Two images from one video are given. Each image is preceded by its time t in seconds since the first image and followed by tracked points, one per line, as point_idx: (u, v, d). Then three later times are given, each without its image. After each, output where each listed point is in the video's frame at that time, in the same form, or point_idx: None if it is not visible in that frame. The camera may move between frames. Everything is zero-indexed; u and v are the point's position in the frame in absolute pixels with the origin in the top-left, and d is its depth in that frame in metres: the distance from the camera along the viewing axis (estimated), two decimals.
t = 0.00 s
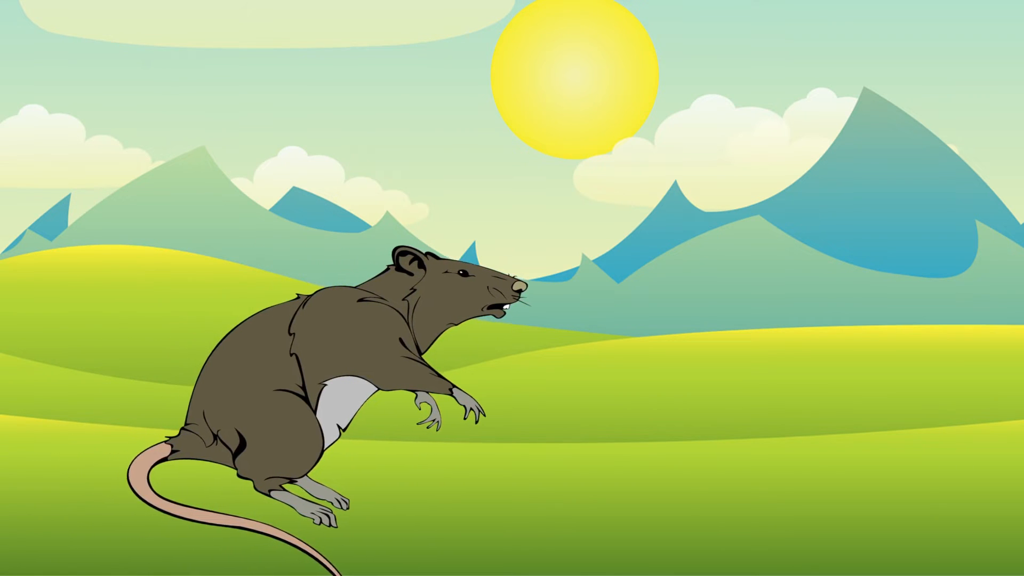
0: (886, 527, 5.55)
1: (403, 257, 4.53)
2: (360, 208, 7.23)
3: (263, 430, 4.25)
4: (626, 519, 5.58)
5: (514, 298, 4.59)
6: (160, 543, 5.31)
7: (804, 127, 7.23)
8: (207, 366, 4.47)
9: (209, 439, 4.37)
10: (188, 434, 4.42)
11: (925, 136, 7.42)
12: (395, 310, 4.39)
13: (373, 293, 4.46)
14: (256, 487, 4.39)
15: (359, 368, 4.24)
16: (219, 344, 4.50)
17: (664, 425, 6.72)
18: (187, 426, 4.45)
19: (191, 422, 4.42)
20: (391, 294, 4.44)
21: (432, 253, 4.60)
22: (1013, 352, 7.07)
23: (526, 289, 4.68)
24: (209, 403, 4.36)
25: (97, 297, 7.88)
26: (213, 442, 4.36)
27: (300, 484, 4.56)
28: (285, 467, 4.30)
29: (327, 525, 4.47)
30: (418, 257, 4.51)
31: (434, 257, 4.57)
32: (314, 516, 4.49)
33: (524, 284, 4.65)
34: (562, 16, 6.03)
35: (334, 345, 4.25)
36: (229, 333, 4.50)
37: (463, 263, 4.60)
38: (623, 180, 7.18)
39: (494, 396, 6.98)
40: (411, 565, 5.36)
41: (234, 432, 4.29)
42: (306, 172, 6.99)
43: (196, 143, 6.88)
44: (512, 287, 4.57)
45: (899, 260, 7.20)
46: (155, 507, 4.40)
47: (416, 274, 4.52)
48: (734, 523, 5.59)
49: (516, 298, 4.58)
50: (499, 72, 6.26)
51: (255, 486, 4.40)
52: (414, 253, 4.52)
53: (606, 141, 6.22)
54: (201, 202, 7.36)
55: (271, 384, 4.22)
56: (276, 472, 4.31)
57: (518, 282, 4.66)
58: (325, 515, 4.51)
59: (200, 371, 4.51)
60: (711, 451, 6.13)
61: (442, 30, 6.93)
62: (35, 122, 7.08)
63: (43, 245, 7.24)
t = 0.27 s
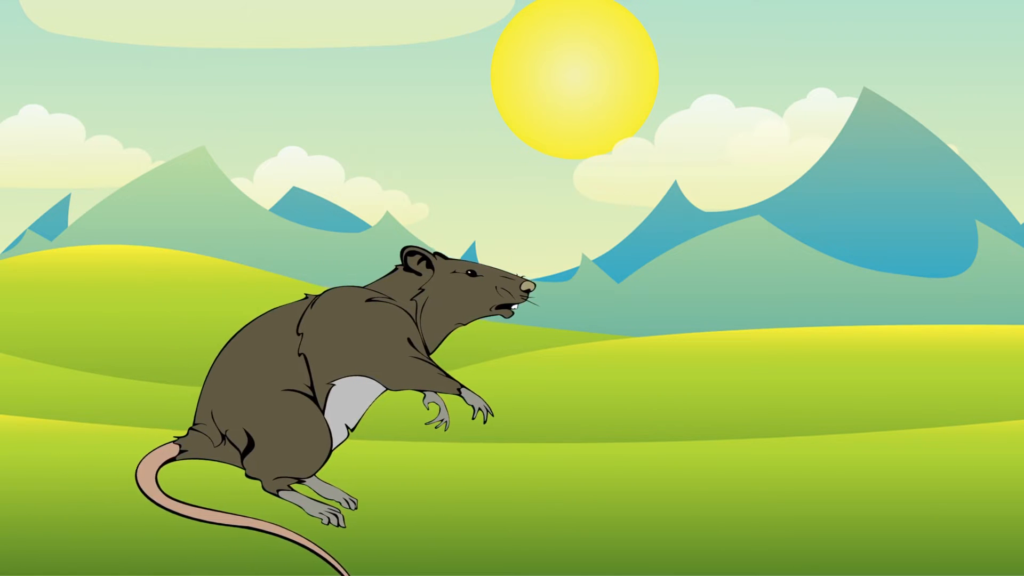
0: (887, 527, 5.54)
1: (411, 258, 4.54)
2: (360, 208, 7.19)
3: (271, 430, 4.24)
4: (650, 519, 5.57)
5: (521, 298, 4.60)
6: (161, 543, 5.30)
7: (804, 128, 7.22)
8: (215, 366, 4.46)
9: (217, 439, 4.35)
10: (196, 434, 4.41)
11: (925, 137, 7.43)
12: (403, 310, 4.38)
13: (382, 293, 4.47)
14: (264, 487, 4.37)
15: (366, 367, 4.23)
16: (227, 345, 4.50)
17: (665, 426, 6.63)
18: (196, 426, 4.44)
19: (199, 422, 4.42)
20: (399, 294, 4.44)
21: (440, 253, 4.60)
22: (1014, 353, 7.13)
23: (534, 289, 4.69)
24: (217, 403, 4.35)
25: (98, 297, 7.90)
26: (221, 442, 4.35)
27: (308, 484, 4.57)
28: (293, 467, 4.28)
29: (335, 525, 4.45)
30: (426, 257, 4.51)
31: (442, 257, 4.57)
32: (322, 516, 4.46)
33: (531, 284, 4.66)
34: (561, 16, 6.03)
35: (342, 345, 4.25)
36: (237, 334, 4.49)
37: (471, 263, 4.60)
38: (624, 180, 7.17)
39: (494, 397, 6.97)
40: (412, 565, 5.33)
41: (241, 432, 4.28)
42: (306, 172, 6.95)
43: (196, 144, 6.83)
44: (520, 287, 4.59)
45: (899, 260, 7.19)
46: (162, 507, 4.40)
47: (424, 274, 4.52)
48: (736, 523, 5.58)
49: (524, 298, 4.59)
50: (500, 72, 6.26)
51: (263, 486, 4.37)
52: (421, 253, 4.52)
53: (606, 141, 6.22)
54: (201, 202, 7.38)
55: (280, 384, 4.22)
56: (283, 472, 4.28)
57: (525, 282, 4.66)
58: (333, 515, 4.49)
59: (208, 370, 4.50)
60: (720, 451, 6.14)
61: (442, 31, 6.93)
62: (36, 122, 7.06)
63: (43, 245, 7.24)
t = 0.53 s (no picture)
0: (888, 527, 5.54)
1: (419, 258, 4.54)
2: (360, 208, 7.18)
3: (280, 430, 4.22)
4: (636, 519, 5.57)
5: (530, 298, 4.60)
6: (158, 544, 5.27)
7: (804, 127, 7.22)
8: (223, 366, 4.45)
9: (225, 440, 4.35)
10: (205, 434, 4.41)
11: (926, 137, 7.42)
12: (412, 310, 4.39)
13: (391, 293, 4.48)
14: (273, 487, 4.36)
15: (374, 367, 4.26)
16: (235, 345, 4.47)
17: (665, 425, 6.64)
18: (204, 426, 4.43)
19: (208, 423, 4.41)
20: (408, 294, 4.44)
21: (449, 253, 4.60)
22: (1013, 353, 7.11)
23: (542, 289, 4.71)
24: (226, 403, 4.34)
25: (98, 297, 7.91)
26: (230, 442, 4.34)
27: (317, 484, 4.58)
28: (301, 467, 4.26)
29: (344, 525, 4.45)
30: (435, 257, 4.52)
31: (450, 257, 4.57)
32: (331, 516, 4.47)
33: (540, 284, 4.65)
34: (561, 16, 6.03)
35: (351, 345, 4.26)
36: (245, 333, 4.47)
37: (480, 263, 4.60)
38: (623, 180, 7.17)
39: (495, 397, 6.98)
40: (414, 565, 5.31)
41: (250, 432, 4.27)
42: (307, 172, 6.95)
43: (196, 143, 6.82)
44: (528, 287, 4.58)
45: (899, 260, 7.20)
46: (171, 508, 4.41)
47: (432, 274, 4.52)
48: (737, 523, 5.58)
49: (532, 298, 4.58)
50: (499, 72, 6.26)
51: (272, 486, 4.36)
52: (430, 253, 4.52)
53: (606, 141, 6.22)
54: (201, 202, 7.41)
55: (289, 384, 4.21)
56: (292, 472, 4.27)
57: (534, 282, 4.66)
58: (342, 515, 4.49)
59: (216, 370, 4.48)
60: (714, 451, 6.14)
61: (442, 31, 6.93)
62: (36, 122, 7.05)
63: (43, 245, 7.24)
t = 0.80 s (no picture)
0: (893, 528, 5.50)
1: (427, 258, 4.53)
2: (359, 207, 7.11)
3: (288, 430, 4.22)
4: (639, 519, 5.32)
5: (539, 297, 4.53)
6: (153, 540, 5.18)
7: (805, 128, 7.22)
8: (231, 365, 4.45)
9: (233, 440, 4.34)
10: (212, 434, 4.40)
11: (927, 138, 7.46)
12: (420, 310, 4.38)
13: (399, 293, 4.46)
14: (281, 487, 4.36)
15: (382, 367, 4.23)
16: (243, 344, 4.46)
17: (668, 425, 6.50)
18: (212, 426, 4.43)
19: (216, 422, 4.40)
20: (416, 293, 4.43)
21: (457, 253, 4.59)
22: (1013, 353, 7.16)
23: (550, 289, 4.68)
24: (234, 403, 4.34)
25: (100, 297, 7.93)
26: (238, 442, 4.34)
27: (324, 484, 4.51)
28: (310, 467, 4.27)
29: (352, 526, 4.38)
30: (443, 257, 4.51)
31: (458, 257, 4.56)
32: (339, 516, 4.39)
33: (549, 284, 4.62)
34: (561, 17, 6.04)
35: (358, 346, 4.23)
36: (253, 333, 4.47)
37: (488, 263, 4.59)
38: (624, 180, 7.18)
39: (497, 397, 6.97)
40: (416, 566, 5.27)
41: (258, 432, 4.26)
42: (306, 172, 6.90)
43: (196, 143, 6.72)
44: (537, 288, 4.56)
45: (899, 260, 7.24)
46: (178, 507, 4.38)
47: (440, 274, 4.51)
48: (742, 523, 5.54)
49: (541, 298, 4.53)
50: (499, 72, 6.25)
51: (280, 486, 4.36)
52: (438, 253, 4.51)
53: (606, 141, 6.22)
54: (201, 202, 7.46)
55: (296, 384, 4.21)
56: (300, 472, 4.27)
57: (542, 282, 4.63)
58: (350, 515, 4.41)
59: (224, 370, 4.49)
60: (720, 451, 6.00)
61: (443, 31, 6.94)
62: (37, 122, 7.05)
63: (43, 244, 7.25)
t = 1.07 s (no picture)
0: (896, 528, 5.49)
1: (436, 258, 4.53)
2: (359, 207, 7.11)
3: (296, 430, 4.22)
4: (638, 519, 5.32)
5: (546, 298, 4.56)
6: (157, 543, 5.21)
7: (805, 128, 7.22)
8: (240, 365, 4.44)
9: (242, 440, 4.34)
10: (220, 434, 4.40)
11: (926, 138, 7.46)
12: (428, 310, 4.39)
13: (407, 293, 4.47)
14: (289, 487, 4.36)
15: (390, 367, 4.24)
16: (251, 344, 4.46)
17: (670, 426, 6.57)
18: (221, 426, 4.42)
19: (224, 422, 4.40)
20: (424, 294, 4.43)
21: (465, 253, 4.59)
22: (1013, 353, 7.15)
23: (558, 289, 4.67)
24: (242, 403, 4.33)
25: (100, 297, 7.93)
26: (246, 442, 4.34)
27: (333, 484, 4.54)
28: (318, 467, 4.26)
29: (360, 526, 4.41)
30: (451, 257, 4.50)
31: (467, 257, 4.56)
32: (348, 516, 4.43)
33: (557, 284, 4.62)
34: (561, 17, 6.04)
35: (366, 345, 4.24)
36: (261, 334, 4.46)
37: (497, 262, 4.59)
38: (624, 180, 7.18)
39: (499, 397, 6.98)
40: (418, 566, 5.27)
41: (267, 432, 4.26)
42: (306, 172, 6.90)
43: (196, 143, 6.73)
44: (545, 288, 4.55)
45: (899, 260, 7.24)
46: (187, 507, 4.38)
47: (449, 274, 4.51)
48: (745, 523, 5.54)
49: (549, 298, 4.55)
50: (499, 72, 6.25)
51: (289, 486, 4.36)
52: (446, 253, 4.52)
53: (605, 141, 6.22)
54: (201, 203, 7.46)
55: (305, 384, 4.21)
56: (309, 472, 4.27)
57: (551, 282, 4.63)
58: (358, 515, 4.44)
59: (233, 370, 4.48)
60: (721, 451, 6.00)
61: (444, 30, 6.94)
62: (37, 122, 7.06)
63: (43, 245, 7.26)
